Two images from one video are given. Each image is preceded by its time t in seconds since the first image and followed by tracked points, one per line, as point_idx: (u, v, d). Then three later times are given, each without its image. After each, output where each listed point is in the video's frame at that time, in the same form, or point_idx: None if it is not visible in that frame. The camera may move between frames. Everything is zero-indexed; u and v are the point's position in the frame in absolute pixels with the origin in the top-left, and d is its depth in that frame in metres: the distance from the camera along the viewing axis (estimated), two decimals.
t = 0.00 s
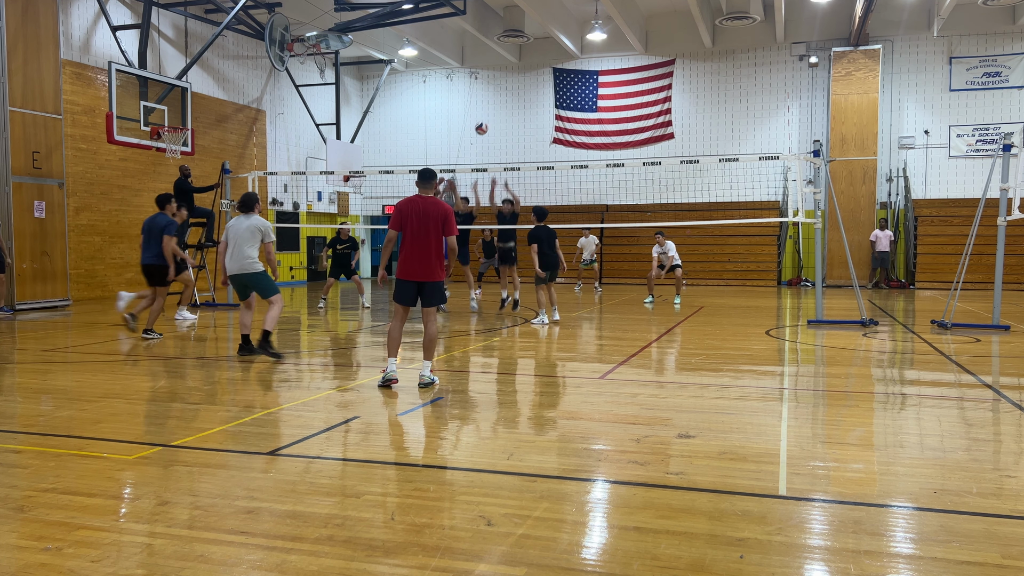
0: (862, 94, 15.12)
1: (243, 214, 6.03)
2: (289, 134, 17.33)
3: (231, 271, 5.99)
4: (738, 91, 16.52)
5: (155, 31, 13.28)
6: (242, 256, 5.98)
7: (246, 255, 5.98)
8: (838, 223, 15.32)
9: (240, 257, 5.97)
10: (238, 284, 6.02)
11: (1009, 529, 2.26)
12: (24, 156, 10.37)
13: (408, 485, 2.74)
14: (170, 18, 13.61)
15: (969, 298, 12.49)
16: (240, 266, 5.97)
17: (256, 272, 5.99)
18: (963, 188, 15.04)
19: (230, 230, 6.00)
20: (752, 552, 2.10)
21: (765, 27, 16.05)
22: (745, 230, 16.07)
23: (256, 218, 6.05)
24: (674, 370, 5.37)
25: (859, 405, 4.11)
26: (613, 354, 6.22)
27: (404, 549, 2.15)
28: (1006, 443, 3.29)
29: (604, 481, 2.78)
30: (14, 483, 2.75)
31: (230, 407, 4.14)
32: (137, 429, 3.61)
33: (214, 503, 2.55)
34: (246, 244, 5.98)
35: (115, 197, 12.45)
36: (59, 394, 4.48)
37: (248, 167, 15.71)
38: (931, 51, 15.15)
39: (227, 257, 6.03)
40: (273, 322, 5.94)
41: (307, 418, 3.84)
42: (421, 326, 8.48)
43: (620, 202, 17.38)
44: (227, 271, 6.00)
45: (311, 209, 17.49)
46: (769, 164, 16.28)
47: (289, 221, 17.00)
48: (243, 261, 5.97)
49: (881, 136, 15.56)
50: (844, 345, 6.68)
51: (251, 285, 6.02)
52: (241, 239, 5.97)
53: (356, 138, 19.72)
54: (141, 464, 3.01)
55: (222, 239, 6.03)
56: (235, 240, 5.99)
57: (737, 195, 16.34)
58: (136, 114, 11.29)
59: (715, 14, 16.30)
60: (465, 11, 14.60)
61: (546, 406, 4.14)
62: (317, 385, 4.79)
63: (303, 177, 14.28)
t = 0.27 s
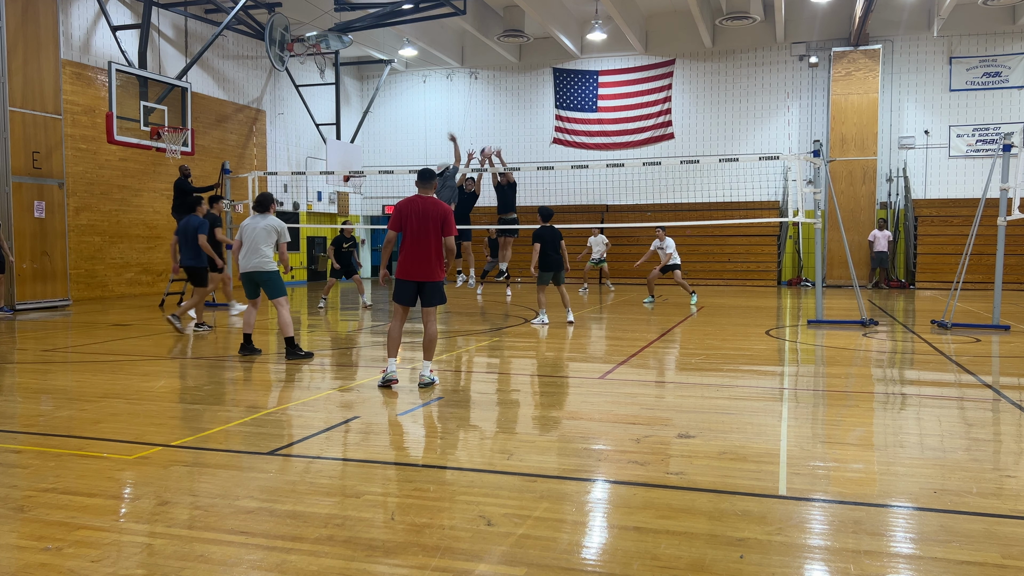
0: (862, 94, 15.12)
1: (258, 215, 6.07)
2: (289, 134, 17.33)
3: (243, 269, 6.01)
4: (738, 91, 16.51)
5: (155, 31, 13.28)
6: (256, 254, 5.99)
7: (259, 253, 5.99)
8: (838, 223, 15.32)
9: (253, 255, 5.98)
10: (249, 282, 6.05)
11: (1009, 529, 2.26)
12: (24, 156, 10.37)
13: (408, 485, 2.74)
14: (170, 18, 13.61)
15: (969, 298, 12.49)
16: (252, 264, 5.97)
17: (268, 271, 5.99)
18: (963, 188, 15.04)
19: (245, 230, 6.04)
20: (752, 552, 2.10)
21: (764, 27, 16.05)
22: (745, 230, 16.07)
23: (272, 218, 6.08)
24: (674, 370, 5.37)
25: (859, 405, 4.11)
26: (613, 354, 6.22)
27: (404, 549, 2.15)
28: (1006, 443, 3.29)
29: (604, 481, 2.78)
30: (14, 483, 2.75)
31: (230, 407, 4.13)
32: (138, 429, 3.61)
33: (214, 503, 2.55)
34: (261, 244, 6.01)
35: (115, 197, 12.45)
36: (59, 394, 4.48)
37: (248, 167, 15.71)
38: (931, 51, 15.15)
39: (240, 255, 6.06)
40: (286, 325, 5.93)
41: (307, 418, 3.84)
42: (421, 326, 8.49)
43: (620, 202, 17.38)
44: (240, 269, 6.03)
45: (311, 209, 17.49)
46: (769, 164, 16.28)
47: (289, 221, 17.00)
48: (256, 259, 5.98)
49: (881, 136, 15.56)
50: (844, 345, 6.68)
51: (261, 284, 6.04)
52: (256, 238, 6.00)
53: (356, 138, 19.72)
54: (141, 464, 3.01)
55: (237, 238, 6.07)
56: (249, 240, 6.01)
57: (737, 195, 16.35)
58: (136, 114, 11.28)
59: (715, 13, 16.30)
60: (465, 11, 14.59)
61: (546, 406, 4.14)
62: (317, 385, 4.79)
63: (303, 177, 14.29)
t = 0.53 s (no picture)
0: (862, 94, 15.12)
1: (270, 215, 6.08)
2: (289, 134, 17.32)
3: (249, 266, 6.01)
4: (738, 91, 16.51)
5: (155, 31, 13.27)
6: (261, 253, 6.00)
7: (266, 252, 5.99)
8: (838, 223, 15.32)
9: (259, 253, 5.99)
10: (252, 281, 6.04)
11: (1009, 529, 2.26)
12: (24, 156, 10.36)
13: (410, 485, 2.74)
14: (170, 18, 13.61)
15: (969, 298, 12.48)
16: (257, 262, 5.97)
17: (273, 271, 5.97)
18: (963, 188, 15.05)
19: (253, 229, 6.04)
20: (752, 552, 2.10)
21: (764, 28, 16.05)
22: (745, 230, 16.07)
23: (281, 220, 6.08)
24: (675, 369, 5.37)
25: (859, 405, 4.11)
26: (614, 354, 6.22)
27: (406, 549, 2.15)
28: (1006, 443, 3.29)
29: (604, 480, 2.78)
30: (14, 483, 2.75)
31: (231, 407, 4.13)
32: (138, 429, 3.61)
33: (214, 503, 2.55)
34: (267, 243, 6.00)
35: (115, 197, 12.45)
36: (59, 394, 4.48)
37: (248, 167, 15.71)
38: (931, 51, 15.15)
39: (246, 253, 6.06)
40: (287, 326, 5.93)
41: (307, 418, 3.84)
42: (421, 326, 8.49)
43: (620, 202, 17.38)
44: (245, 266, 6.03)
45: (311, 209, 17.49)
46: (769, 164, 16.28)
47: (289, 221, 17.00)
48: (262, 258, 5.98)
49: (881, 136, 15.56)
50: (844, 345, 6.68)
51: (264, 283, 6.03)
52: (263, 237, 5.99)
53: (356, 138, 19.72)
54: (141, 464, 3.01)
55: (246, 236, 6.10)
56: (256, 238, 6.03)
57: (738, 195, 16.35)
58: (136, 114, 11.28)
59: (715, 13, 16.30)
60: (465, 11, 14.59)
61: (546, 406, 4.14)
62: (317, 385, 4.79)
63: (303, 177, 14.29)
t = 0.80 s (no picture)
0: (862, 94, 15.12)
1: (274, 223, 6.07)
2: (289, 134, 17.32)
3: (248, 273, 6.03)
4: (738, 91, 16.52)
5: (155, 31, 13.27)
6: (261, 260, 6.00)
7: (266, 260, 5.99)
8: (838, 223, 15.33)
9: (259, 261, 5.99)
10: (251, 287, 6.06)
11: (1009, 529, 2.26)
12: (24, 156, 10.36)
13: (410, 485, 2.74)
14: (170, 18, 13.61)
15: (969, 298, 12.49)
16: (256, 269, 5.98)
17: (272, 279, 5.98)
18: (963, 188, 15.05)
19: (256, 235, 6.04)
20: (752, 552, 2.10)
21: (764, 27, 16.05)
22: (745, 230, 16.07)
23: (284, 229, 6.01)
24: (675, 369, 5.37)
25: (859, 405, 4.11)
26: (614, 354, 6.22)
27: (405, 549, 2.15)
28: (1006, 443, 3.29)
29: (604, 481, 2.78)
30: (13, 483, 2.75)
31: (231, 407, 4.13)
32: (138, 429, 3.61)
33: (214, 503, 2.55)
34: (269, 250, 6.00)
35: (115, 197, 12.46)
36: (59, 394, 4.48)
37: (248, 167, 15.71)
38: (931, 51, 15.15)
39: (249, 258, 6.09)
40: (294, 326, 5.96)
41: (307, 418, 3.84)
42: (421, 326, 8.49)
43: (620, 202, 17.39)
44: (245, 273, 6.05)
45: (311, 209, 17.49)
46: (769, 164, 16.27)
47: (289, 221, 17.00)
48: (261, 265, 5.98)
49: (881, 136, 15.56)
50: (844, 345, 6.69)
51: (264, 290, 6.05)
52: (265, 245, 5.99)
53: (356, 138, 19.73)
54: (141, 464, 3.01)
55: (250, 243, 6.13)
56: (257, 245, 6.03)
57: (738, 195, 16.35)
58: (136, 114, 11.28)
59: (715, 13, 16.29)
60: (465, 11, 14.58)
61: (546, 406, 4.14)
62: (317, 385, 4.79)
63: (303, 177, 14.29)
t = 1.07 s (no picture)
0: (862, 94, 15.12)
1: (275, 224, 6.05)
2: (289, 134, 17.32)
3: (249, 275, 6.05)
4: (738, 91, 16.52)
5: (155, 31, 13.28)
6: (262, 262, 6.00)
7: (266, 262, 5.99)
8: (838, 223, 15.32)
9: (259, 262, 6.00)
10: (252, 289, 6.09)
11: (1009, 529, 2.26)
12: (24, 156, 10.36)
13: (409, 484, 2.74)
14: (170, 18, 13.61)
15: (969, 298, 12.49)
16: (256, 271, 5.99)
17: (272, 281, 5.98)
18: (963, 188, 15.05)
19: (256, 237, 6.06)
20: (752, 552, 2.10)
21: (765, 27, 16.05)
22: (745, 230, 16.07)
23: (283, 230, 5.99)
24: (674, 369, 5.37)
25: (859, 405, 4.11)
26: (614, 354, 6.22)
27: (405, 549, 2.15)
28: (1006, 443, 3.29)
29: (604, 481, 2.77)
30: (14, 483, 2.75)
31: (231, 407, 4.13)
32: (138, 429, 3.61)
33: (214, 503, 2.55)
34: (268, 252, 6.00)
35: (115, 197, 12.46)
36: (59, 394, 4.48)
37: (248, 167, 15.71)
38: (930, 51, 15.15)
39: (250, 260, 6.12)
40: (295, 326, 5.96)
41: (307, 418, 3.84)
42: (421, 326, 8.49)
43: (620, 202, 17.39)
44: (245, 275, 6.08)
45: (311, 209, 17.49)
46: (769, 164, 16.27)
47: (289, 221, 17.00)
48: (261, 267, 5.99)
49: (881, 136, 15.56)
50: (844, 345, 6.69)
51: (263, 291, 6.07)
52: (264, 246, 6.00)
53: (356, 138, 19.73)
54: (141, 464, 3.01)
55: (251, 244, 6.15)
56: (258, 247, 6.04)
57: (738, 195, 16.35)
58: (136, 114, 11.28)
59: (715, 13, 16.29)
60: (465, 11, 14.58)
61: (546, 406, 4.15)
62: (317, 385, 4.79)
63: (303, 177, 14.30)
